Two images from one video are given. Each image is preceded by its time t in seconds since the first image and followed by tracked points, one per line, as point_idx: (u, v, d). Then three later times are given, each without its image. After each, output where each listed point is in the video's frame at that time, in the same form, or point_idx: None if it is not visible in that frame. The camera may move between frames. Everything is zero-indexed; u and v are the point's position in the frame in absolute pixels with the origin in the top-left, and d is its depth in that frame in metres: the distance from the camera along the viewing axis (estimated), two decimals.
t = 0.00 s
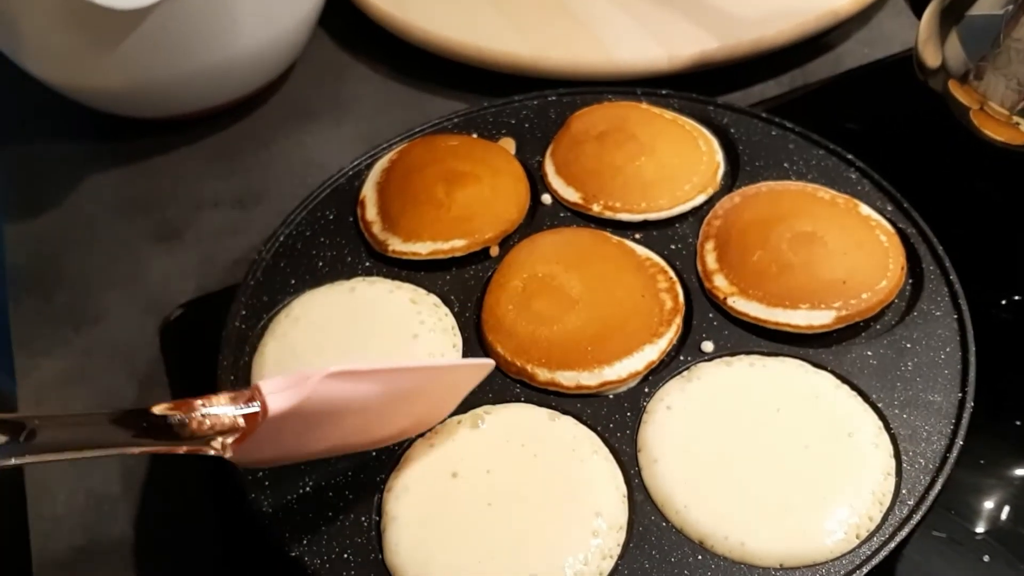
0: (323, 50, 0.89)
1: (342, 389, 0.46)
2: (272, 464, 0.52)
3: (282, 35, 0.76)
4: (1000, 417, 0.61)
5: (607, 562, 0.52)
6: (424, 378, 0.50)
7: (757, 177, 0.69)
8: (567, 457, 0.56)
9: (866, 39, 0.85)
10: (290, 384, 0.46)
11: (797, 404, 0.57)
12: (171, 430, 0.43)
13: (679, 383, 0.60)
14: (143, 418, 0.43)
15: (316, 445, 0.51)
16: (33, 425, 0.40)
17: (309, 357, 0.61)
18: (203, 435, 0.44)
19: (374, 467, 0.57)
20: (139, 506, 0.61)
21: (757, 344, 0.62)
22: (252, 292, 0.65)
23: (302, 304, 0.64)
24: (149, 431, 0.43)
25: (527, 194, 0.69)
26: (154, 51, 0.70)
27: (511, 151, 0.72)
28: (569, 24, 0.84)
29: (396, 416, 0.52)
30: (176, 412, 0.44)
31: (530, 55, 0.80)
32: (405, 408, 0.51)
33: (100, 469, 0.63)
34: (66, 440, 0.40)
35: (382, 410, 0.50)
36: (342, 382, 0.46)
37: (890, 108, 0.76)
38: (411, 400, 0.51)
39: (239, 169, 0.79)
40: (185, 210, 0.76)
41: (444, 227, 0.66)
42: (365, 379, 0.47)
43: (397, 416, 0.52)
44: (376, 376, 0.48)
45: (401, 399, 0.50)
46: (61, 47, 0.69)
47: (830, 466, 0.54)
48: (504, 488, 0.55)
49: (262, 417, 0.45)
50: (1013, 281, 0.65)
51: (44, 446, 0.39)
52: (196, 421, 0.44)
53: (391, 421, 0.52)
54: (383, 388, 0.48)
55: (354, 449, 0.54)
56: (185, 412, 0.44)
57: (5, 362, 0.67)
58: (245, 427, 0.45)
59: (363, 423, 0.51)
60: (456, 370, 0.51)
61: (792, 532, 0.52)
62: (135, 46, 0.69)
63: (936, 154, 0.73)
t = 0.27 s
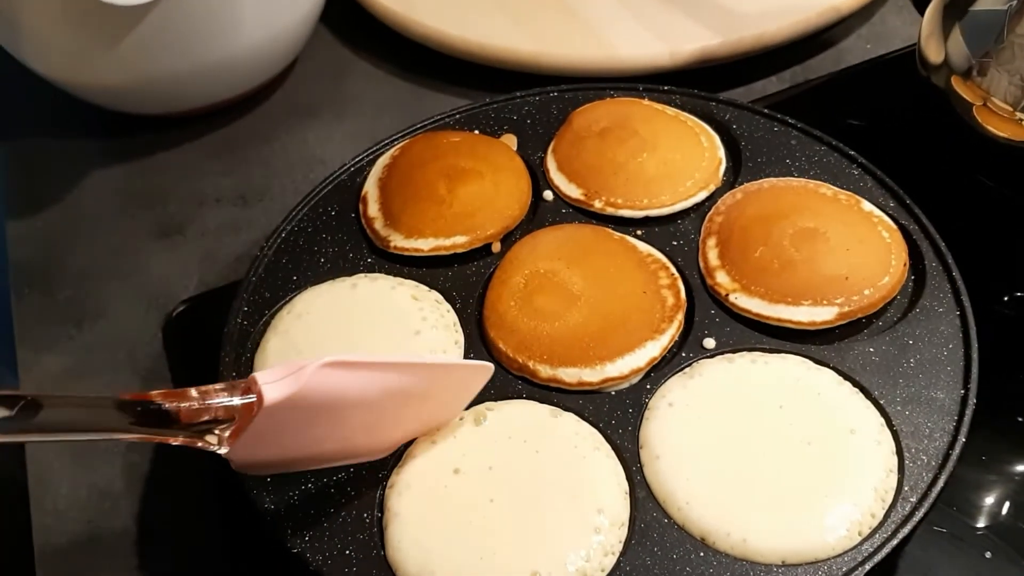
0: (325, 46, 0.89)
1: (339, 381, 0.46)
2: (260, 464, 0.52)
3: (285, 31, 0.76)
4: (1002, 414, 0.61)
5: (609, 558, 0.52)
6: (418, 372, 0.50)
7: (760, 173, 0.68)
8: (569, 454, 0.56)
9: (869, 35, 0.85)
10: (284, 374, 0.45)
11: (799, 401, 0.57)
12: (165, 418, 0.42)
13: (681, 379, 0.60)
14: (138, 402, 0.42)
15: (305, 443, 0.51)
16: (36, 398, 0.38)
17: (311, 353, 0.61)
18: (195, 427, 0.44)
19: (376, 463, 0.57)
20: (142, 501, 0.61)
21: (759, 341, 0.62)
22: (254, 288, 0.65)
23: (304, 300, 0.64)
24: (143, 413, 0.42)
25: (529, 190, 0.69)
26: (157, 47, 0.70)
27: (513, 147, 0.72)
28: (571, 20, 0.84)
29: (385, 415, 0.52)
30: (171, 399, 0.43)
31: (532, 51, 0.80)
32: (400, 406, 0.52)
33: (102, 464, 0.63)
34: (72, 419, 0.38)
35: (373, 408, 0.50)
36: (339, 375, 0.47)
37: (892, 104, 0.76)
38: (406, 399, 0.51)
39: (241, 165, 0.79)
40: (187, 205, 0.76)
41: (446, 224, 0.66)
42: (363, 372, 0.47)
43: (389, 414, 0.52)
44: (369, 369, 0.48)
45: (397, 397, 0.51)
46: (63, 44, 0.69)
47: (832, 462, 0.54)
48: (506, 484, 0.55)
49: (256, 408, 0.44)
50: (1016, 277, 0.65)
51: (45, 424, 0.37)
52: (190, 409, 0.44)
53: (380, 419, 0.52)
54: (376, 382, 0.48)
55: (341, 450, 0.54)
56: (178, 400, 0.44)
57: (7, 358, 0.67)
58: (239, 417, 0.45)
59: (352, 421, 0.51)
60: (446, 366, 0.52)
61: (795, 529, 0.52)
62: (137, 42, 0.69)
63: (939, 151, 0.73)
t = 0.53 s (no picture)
0: (324, 42, 0.88)
1: (338, 356, 0.47)
2: (251, 440, 0.51)
3: (284, 29, 0.76)
4: (1006, 416, 0.61)
5: (611, 561, 0.52)
6: (416, 352, 0.50)
7: (763, 172, 0.68)
8: (571, 455, 0.56)
9: (872, 32, 0.85)
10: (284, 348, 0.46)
11: (802, 403, 0.57)
12: (164, 388, 0.42)
13: (683, 381, 0.59)
14: (138, 370, 0.42)
15: (298, 422, 0.51)
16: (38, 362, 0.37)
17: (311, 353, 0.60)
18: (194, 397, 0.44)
19: (376, 465, 0.57)
20: (140, 502, 0.61)
21: (762, 342, 0.61)
22: (253, 287, 0.64)
23: (304, 300, 0.63)
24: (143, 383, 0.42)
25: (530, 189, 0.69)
26: (156, 44, 0.69)
27: (514, 146, 0.71)
28: (572, 17, 0.83)
29: (380, 397, 0.52)
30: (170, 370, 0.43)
31: (534, 48, 0.80)
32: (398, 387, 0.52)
33: (101, 464, 0.63)
34: (73, 384, 0.38)
35: (370, 389, 0.50)
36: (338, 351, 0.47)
37: (896, 104, 0.75)
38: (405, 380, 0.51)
39: (240, 162, 0.79)
40: (186, 203, 0.76)
41: (446, 223, 0.66)
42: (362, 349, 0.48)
43: (386, 397, 0.52)
44: (368, 346, 0.48)
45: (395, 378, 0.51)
46: (61, 40, 0.68)
47: (836, 466, 0.54)
48: (507, 486, 0.55)
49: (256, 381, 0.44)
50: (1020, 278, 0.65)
51: (47, 389, 0.37)
52: (188, 381, 0.44)
53: (375, 402, 0.52)
54: (374, 360, 0.48)
55: (333, 433, 0.53)
56: (177, 371, 0.44)
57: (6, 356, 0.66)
58: (237, 392, 0.45)
59: (347, 402, 0.51)
60: (443, 348, 0.52)
61: (798, 532, 0.51)
62: (136, 39, 0.68)
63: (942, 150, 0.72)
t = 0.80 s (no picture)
0: (325, 36, 0.88)
1: (338, 361, 0.46)
2: (246, 442, 0.51)
3: (285, 22, 0.75)
4: (1009, 412, 0.60)
5: (614, 558, 0.52)
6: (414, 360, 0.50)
7: (766, 167, 0.68)
8: (573, 451, 0.56)
9: (876, 26, 0.84)
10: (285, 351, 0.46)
11: (806, 399, 0.57)
12: (162, 385, 0.42)
13: (685, 377, 0.59)
14: (137, 368, 0.42)
15: (292, 426, 0.51)
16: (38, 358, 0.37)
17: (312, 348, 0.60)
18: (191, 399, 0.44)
19: (377, 460, 0.56)
20: (140, 497, 0.61)
21: (765, 338, 0.61)
22: (254, 282, 0.64)
23: (305, 295, 0.63)
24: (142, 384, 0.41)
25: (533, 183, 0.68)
26: (156, 38, 0.69)
27: (517, 140, 0.71)
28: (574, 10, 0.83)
29: (374, 401, 0.52)
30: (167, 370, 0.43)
31: (536, 42, 0.79)
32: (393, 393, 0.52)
33: (101, 459, 0.63)
34: (76, 381, 0.38)
35: (367, 395, 0.50)
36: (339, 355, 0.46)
37: (900, 98, 0.75)
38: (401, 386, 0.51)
39: (241, 156, 0.78)
40: (187, 197, 0.75)
41: (448, 217, 0.65)
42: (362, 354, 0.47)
43: (381, 403, 0.52)
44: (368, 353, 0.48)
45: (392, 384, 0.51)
46: (61, 33, 0.68)
47: (839, 463, 0.54)
48: (509, 482, 0.54)
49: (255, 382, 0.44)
50: None
51: (48, 385, 0.37)
52: (184, 379, 0.44)
53: (370, 408, 0.52)
54: (373, 365, 0.48)
55: (324, 436, 0.53)
56: (175, 370, 0.43)
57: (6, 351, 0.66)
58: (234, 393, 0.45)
59: (342, 406, 0.50)
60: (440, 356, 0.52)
61: (801, 529, 0.51)
62: (136, 33, 0.68)
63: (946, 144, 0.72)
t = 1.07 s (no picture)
0: (328, 34, 0.88)
1: (325, 369, 0.47)
2: (231, 443, 0.51)
3: (287, 20, 0.75)
4: (1011, 408, 0.60)
5: (615, 553, 0.52)
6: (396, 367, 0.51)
7: (768, 163, 0.68)
8: (574, 447, 0.56)
9: (878, 23, 0.84)
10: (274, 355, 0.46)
11: (807, 394, 0.57)
12: (148, 371, 0.42)
13: (687, 372, 0.59)
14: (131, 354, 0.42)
15: (273, 430, 0.51)
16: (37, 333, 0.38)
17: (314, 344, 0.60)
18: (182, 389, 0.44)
19: (379, 456, 0.57)
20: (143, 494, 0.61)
21: (767, 333, 0.61)
22: (256, 279, 0.64)
23: (307, 292, 0.63)
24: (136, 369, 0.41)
25: (534, 180, 0.68)
26: (159, 36, 0.69)
27: (518, 137, 0.71)
28: (576, 8, 0.83)
29: (357, 408, 0.52)
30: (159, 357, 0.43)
31: (537, 39, 0.79)
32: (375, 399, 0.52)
33: (104, 456, 0.63)
34: (67, 358, 0.38)
35: (349, 401, 0.51)
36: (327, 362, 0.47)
37: (901, 94, 0.75)
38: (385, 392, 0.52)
39: (243, 155, 0.78)
40: (189, 195, 0.76)
41: (450, 214, 0.65)
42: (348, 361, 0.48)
43: (364, 409, 0.52)
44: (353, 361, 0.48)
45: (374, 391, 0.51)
46: (64, 32, 0.68)
47: (841, 458, 0.54)
48: (510, 478, 0.54)
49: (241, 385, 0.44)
50: None
51: (44, 361, 0.37)
52: (173, 368, 0.43)
53: (351, 414, 0.52)
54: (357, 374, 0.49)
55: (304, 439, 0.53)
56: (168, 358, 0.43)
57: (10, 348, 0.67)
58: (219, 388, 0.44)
59: (325, 412, 0.50)
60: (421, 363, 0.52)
61: (803, 524, 0.51)
62: (139, 31, 0.68)
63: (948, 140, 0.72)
